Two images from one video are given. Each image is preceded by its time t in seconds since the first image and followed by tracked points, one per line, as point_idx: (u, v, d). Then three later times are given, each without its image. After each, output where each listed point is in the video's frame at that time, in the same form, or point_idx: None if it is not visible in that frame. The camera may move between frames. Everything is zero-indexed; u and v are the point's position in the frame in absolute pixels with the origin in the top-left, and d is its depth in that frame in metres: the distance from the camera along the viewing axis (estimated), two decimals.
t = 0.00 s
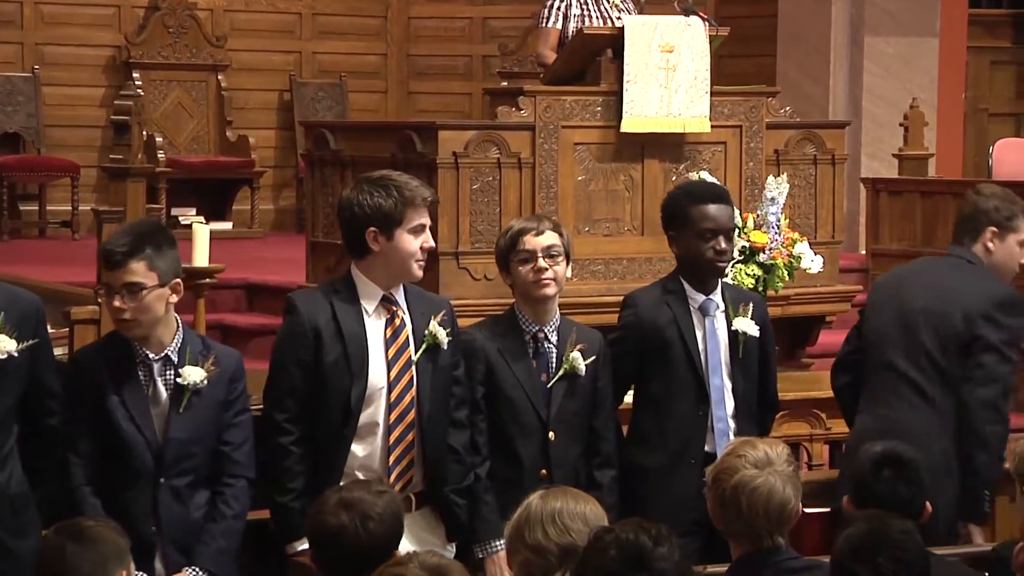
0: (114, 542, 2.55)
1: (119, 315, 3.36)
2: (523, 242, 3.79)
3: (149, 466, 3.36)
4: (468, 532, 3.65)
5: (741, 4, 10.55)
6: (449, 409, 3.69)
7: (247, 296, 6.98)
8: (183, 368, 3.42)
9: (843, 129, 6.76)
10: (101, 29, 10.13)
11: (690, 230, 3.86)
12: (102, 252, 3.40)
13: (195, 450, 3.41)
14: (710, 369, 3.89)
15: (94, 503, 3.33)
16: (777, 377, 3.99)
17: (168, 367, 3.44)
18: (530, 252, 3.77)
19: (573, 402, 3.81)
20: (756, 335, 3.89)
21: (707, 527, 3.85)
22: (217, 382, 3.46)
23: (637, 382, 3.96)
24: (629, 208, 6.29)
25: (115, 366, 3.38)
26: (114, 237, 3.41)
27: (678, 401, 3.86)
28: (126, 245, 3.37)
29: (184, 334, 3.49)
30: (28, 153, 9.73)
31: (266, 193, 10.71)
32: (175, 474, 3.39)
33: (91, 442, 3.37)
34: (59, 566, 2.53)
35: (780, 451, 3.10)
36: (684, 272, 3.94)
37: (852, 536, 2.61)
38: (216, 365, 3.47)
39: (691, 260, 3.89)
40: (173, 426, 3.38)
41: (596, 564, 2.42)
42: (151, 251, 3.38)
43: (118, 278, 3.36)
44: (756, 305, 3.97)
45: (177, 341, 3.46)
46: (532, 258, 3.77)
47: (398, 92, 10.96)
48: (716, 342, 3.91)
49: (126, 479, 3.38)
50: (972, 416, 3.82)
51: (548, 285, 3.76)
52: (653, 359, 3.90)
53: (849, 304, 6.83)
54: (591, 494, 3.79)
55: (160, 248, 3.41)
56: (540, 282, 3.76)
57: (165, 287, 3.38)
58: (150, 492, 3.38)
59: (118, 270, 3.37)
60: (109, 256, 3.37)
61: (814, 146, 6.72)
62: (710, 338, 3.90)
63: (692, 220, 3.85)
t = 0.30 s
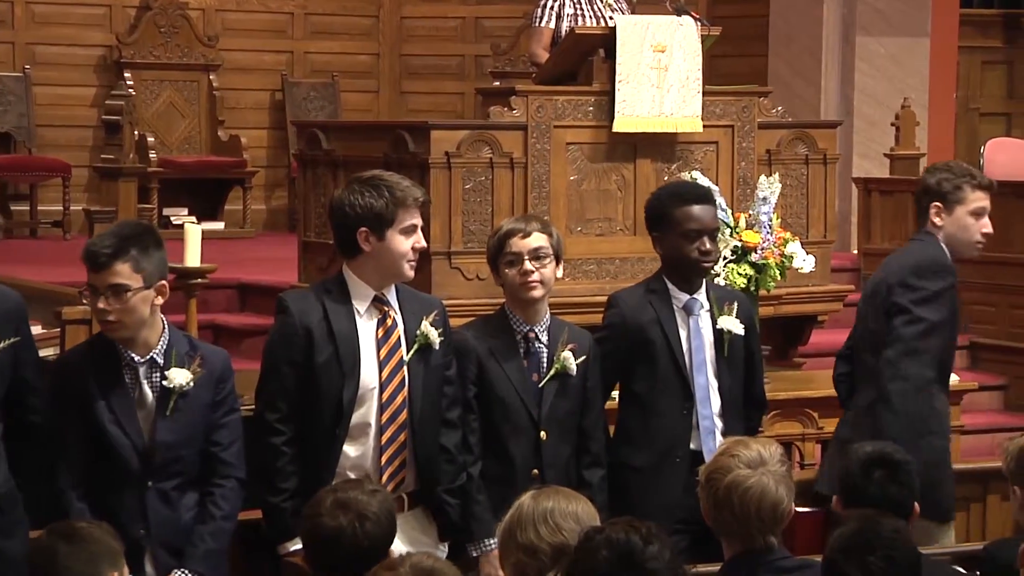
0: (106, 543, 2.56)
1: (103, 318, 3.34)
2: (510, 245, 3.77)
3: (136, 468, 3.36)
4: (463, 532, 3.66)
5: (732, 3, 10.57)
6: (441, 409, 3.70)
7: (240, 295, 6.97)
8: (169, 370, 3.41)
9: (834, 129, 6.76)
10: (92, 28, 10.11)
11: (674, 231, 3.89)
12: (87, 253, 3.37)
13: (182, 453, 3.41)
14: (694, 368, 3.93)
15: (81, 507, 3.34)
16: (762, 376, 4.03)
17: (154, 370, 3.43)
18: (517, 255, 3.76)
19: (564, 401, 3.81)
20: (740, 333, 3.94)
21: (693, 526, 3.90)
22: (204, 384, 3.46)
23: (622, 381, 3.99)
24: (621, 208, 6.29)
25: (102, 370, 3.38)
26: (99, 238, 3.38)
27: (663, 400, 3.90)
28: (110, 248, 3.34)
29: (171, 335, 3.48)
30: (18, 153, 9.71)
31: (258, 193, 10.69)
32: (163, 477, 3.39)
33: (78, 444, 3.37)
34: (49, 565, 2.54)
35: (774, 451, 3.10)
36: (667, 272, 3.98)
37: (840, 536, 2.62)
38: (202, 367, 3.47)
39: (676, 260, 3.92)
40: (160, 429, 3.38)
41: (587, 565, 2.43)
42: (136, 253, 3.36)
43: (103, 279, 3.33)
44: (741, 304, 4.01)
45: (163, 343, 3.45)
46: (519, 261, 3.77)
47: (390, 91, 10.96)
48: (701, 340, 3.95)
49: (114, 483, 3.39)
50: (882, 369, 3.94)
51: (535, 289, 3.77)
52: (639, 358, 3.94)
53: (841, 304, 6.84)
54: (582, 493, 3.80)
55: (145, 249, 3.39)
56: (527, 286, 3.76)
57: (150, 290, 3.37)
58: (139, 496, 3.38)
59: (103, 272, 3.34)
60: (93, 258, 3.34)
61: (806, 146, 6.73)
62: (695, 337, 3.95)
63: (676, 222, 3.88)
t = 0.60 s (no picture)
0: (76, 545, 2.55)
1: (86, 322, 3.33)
2: (490, 251, 3.77)
3: (116, 469, 3.36)
4: (436, 533, 3.67)
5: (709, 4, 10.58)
6: (414, 409, 3.70)
7: (214, 295, 6.95)
8: (149, 371, 3.41)
9: (809, 129, 6.78)
10: (67, 28, 10.09)
11: (648, 232, 3.91)
12: (65, 257, 3.36)
13: (162, 453, 3.41)
14: (667, 367, 3.94)
15: (60, 508, 3.34)
16: (736, 377, 4.04)
17: (134, 370, 3.42)
18: (497, 261, 3.76)
19: (538, 401, 3.81)
20: (714, 333, 3.95)
21: (666, 526, 3.90)
22: (184, 385, 3.45)
23: (596, 380, 3.99)
24: (597, 208, 6.30)
25: (81, 371, 3.36)
26: (76, 241, 3.37)
27: (635, 400, 3.91)
28: (90, 251, 3.33)
29: (150, 335, 3.47)
30: None
31: (233, 193, 10.66)
32: (143, 478, 3.39)
33: (56, 446, 3.37)
34: (22, 566, 2.53)
35: (749, 449, 3.11)
36: (639, 272, 4.00)
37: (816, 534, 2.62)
38: (182, 367, 3.47)
39: (647, 261, 3.94)
40: (140, 430, 3.38)
41: (562, 565, 2.43)
42: (115, 255, 3.36)
43: (84, 283, 3.32)
44: (714, 303, 4.02)
45: (143, 343, 3.44)
46: (499, 267, 3.77)
47: (365, 91, 10.96)
48: (674, 340, 3.96)
49: (93, 484, 3.38)
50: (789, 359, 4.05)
51: (516, 294, 3.78)
52: (612, 358, 3.95)
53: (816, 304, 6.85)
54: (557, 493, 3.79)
55: (123, 250, 3.38)
56: (508, 292, 3.77)
57: (131, 290, 3.36)
58: (119, 496, 3.38)
59: (83, 275, 3.33)
60: (74, 263, 3.32)
61: (781, 146, 6.74)
62: (668, 337, 3.95)
63: (648, 223, 3.90)
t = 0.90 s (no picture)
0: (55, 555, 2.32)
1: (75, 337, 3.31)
2: (477, 260, 3.76)
3: (105, 468, 3.36)
4: (419, 533, 3.65)
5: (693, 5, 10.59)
6: (397, 408, 3.70)
7: (196, 297, 6.94)
8: (140, 372, 3.41)
9: (791, 130, 6.79)
10: (48, 28, 10.07)
11: (627, 233, 3.92)
12: (48, 276, 3.32)
13: (151, 454, 3.41)
14: (650, 369, 3.95)
15: (47, 506, 3.33)
16: (722, 377, 4.04)
17: (125, 370, 3.43)
18: (484, 269, 3.76)
19: (520, 401, 3.81)
20: (697, 333, 3.95)
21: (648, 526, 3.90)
22: (175, 386, 3.46)
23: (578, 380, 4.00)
24: (580, 209, 6.30)
25: (72, 371, 3.36)
26: (56, 259, 3.33)
27: (617, 400, 3.92)
28: (67, 269, 3.29)
29: (144, 336, 3.48)
30: None
31: (215, 194, 10.65)
32: (132, 478, 3.39)
33: (45, 445, 3.36)
34: None
35: (733, 450, 3.11)
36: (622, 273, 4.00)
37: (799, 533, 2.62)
38: (175, 368, 3.48)
39: (628, 261, 3.94)
40: (130, 429, 3.38)
41: (545, 566, 2.43)
42: (92, 269, 3.30)
43: (68, 302, 3.30)
44: (698, 304, 4.02)
45: (135, 344, 3.45)
46: (485, 276, 3.76)
47: (347, 92, 10.96)
48: (658, 341, 3.96)
49: (81, 484, 3.38)
50: (741, 380, 4.16)
51: (499, 298, 3.78)
52: (594, 359, 3.95)
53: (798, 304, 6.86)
54: (540, 493, 3.79)
55: (100, 260, 3.32)
56: (493, 297, 3.77)
57: (114, 300, 3.33)
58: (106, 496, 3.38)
59: (65, 292, 3.30)
60: (55, 284, 3.29)
61: (763, 147, 6.75)
62: (651, 338, 3.96)
63: (627, 223, 3.91)
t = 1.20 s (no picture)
0: None
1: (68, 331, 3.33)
2: (477, 265, 3.75)
3: (93, 469, 3.35)
4: (404, 535, 3.65)
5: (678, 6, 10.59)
6: (381, 410, 3.69)
7: (181, 298, 6.93)
8: (129, 372, 3.41)
9: (776, 130, 6.80)
10: (33, 29, 10.03)
11: (610, 233, 3.92)
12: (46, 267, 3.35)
13: (140, 455, 3.40)
14: (635, 370, 3.95)
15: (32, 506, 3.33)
16: (708, 377, 4.04)
17: (114, 370, 3.43)
18: (482, 275, 3.75)
19: (506, 403, 3.81)
20: (683, 336, 3.95)
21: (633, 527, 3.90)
22: (165, 387, 3.44)
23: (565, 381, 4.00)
24: (565, 209, 6.30)
25: (60, 371, 3.36)
26: (54, 249, 3.37)
27: (603, 402, 3.92)
28: (66, 261, 3.33)
29: (134, 336, 3.47)
30: None
31: (200, 194, 10.63)
32: (119, 479, 3.38)
33: (31, 444, 3.36)
34: None
35: (718, 451, 3.12)
36: (609, 275, 4.00)
37: (783, 533, 2.61)
38: (164, 370, 3.46)
39: (614, 263, 3.94)
40: (117, 430, 3.37)
41: (529, 565, 2.43)
42: (90, 262, 3.34)
43: (63, 294, 3.33)
44: (684, 306, 4.02)
45: (125, 344, 3.45)
46: (484, 280, 3.76)
47: (333, 92, 10.97)
48: (643, 343, 3.96)
49: (68, 484, 3.38)
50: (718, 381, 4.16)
51: (494, 303, 3.77)
52: (580, 361, 3.95)
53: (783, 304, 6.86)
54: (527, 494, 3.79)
55: (98, 255, 3.36)
56: (488, 301, 3.76)
57: (109, 295, 3.36)
58: (93, 496, 3.37)
59: (61, 284, 3.33)
60: (52, 276, 3.32)
61: (748, 147, 6.76)
62: (636, 339, 3.97)
63: (611, 223, 3.92)
